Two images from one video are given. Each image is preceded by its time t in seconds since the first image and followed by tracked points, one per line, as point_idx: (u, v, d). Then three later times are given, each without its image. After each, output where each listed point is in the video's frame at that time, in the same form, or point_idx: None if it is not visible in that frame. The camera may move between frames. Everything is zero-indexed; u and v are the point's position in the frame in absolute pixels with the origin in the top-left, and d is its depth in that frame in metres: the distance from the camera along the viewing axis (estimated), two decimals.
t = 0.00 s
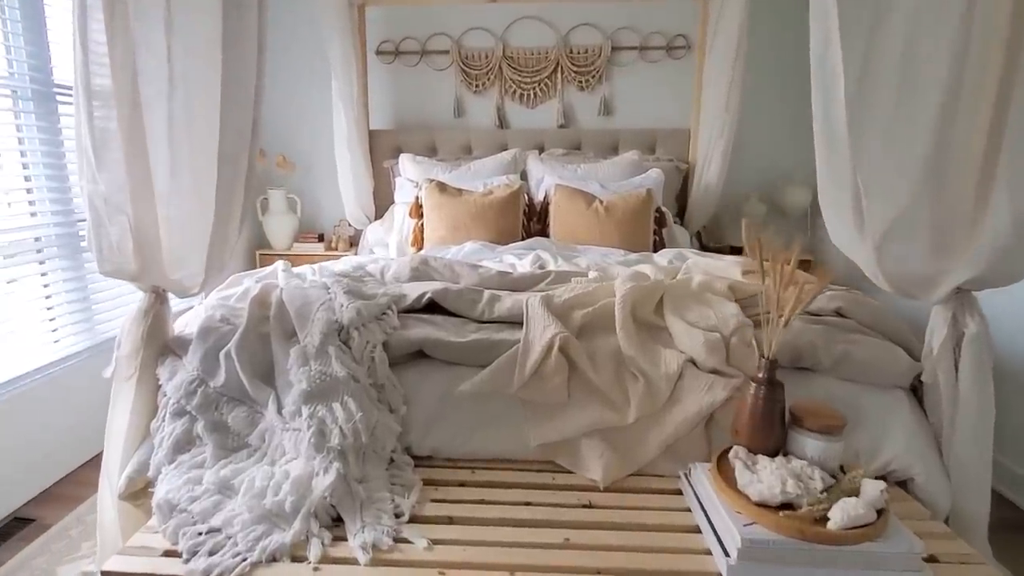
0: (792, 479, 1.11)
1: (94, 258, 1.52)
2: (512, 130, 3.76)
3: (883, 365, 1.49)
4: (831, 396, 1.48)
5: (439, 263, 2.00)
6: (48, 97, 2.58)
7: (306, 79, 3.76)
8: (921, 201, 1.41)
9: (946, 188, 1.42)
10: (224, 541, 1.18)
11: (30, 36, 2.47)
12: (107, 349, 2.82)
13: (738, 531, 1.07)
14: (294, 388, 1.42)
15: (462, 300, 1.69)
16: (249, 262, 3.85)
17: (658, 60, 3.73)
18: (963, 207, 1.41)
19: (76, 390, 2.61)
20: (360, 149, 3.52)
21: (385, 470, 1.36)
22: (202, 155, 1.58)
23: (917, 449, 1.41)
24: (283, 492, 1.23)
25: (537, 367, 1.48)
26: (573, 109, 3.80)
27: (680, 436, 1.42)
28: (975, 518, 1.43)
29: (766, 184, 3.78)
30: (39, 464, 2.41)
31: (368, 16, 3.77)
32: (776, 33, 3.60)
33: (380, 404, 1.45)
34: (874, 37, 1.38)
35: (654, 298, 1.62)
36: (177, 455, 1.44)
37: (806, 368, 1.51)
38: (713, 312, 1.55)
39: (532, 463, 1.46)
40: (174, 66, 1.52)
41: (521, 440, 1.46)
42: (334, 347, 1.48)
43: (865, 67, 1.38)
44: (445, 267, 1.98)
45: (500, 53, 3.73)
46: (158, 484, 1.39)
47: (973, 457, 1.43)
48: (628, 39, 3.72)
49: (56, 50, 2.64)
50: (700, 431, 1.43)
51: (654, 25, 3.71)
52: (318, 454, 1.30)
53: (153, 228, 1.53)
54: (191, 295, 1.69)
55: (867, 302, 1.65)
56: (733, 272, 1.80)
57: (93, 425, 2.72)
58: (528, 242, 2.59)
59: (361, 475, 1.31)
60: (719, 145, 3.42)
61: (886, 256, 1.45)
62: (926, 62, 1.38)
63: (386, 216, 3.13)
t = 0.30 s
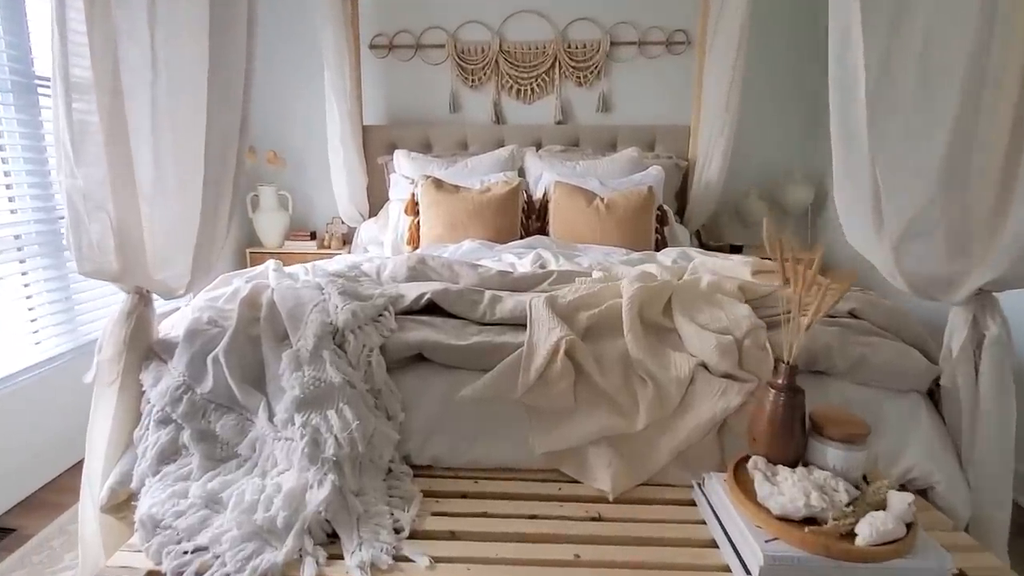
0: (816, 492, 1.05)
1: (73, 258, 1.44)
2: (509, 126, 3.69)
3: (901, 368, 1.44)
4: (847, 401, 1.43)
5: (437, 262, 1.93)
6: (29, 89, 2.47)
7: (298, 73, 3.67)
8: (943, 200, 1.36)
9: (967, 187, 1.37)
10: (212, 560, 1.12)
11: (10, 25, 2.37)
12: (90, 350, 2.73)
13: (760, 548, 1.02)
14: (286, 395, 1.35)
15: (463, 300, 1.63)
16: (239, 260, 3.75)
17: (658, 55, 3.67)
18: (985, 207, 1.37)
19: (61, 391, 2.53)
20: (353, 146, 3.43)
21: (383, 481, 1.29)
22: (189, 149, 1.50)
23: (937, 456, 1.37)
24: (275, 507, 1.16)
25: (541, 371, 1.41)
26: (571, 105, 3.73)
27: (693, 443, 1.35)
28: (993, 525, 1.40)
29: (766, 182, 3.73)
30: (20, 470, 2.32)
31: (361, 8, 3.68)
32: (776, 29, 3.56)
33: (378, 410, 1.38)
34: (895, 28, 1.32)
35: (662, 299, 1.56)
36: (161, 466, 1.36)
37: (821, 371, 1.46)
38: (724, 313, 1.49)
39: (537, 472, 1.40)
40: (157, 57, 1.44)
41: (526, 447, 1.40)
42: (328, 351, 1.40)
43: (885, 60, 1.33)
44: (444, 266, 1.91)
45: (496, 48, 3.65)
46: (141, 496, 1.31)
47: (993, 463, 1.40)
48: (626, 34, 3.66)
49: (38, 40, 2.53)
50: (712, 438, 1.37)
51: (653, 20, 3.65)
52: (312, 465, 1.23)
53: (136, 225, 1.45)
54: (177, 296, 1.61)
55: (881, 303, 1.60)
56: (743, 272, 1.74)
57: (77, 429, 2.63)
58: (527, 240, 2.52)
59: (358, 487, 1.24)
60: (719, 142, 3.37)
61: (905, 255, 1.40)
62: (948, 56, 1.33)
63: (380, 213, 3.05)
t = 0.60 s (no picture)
0: (836, 509, 1.00)
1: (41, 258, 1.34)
2: (503, 123, 3.62)
3: (913, 374, 1.39)
4: (859, 409, 1.38)
5: (431, 262, 1.86)
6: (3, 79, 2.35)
7: (286, 67, 3.57)
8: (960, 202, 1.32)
9: (981, 188, 1.33)
10: None
11: None
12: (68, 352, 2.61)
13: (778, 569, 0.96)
14: (270, 404, 1.27)
15: (458, 302, 1.56)
16: (225, 259, 3.63)
17: (654, 53, 3.61)
18: (1002, 209, 1.33)
19: (39, 395, 2.42)
20: (344, 142, 3.36)
21: (373, 495, 1.22)
22: (168, 143, 1.41)
23: (951, 466, 1.32)
24: (257, 526, 1.09)
25: (541, 377, 1.35)
26: (566, 102, 3.66)
27: (700, 453, 1.29)
28: (1007, 534, 1.37)
29: (762, 182, 3.70)
30: None
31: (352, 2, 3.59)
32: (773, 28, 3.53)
33: (368, 419, 1.30)
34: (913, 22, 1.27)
35: (666, 302, 1.49)
36: (136, 480, 1.27)
37: (830, 377, 1.41)
38: (731, 317, 1.43)
39: (537, 484, 1.33)
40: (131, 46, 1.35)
41: (525, 458, 1.33)
42: (315, 357, 1.32)
43: (903, 55, 1.28)
44: (437, 266, 1.84)
45: (490, 43, 3.58)
46: (114, 513, 1.23)
47: (1006, 471, 1.37)
48: (622, 31, 3.60)
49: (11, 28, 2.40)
50: (720, 448, 1.31)
51: (650, 17, 3.59)
52: (297, 479, 1.16)
53: (111, 223, 1.36)
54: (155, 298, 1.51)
55: (890, 306, 1.56)
56: (747, 274, 1.68)
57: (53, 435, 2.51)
58: (523, 240, 2.45)
59: (347, 502, 1.16)
60: (717, 141, 3.33)
61: (921, 260, 1.35)
62: (965, 53, 1.28)
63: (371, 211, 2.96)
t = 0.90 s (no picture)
0: (856, 526, 0.93)
1: None
2: (497, 119, 3.53)
3: (928, 378, 1.33)
4: (871, 415, 1.32)
5: (421, 261, 1.77)
6: None
7: (273, 60, 3.47)
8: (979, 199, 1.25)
9: (999, 185, 1.27)
10: None
11: None
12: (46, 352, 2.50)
13: None
14: (247, 412, 1.19)
15: (450, 303, 1.48)
16: (210, 258, 3.53)
17: (651, 48, 3.54)
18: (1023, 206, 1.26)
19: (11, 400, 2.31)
20: (334, 138, 3.27)
21: (358, 510, 1.14)
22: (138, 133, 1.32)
23: (969, 476, 1.26)
24: (230, 547, 1.01)
25: (538, 383, 1.28)
26: (561, 98, 3.59)
27: (706, 464, 1.22)
28: None
29: (760, 179, 3.64)
30: None
31: None
32: (772, 24, 3.47)
33: (353, 428, 1.22)
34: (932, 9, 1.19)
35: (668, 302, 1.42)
36: (102, 495, 1.19)
37: (842, 382, 1.34)
38: (737, 318, 1.36)
39: (533, 496, 1.25)
40: (96, 31, 1.26)
41: (521, 469, 1.25)
42: (297, 362, 1.24)
43: (921, 43, 1.20)
44: (428, 265, 1.76)
45: (484, 37, 3.49)
46: (77, 530, 1.14)
47: None
48: (619, 25, 3.52)
49: None
50: (727, 458, 1.23)
51: (647, 11, 3.52)
52: (274, 495, 1.08)
53: (73, 220, 1.26)
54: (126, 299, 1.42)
55: (901, 307, 1.49)
56: (752, 273, 1.61)
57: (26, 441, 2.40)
58: (518, 238, 2.37)
59: (329, 520, 1.08)
60: (716, 138, 3.26)
61: (938, 260, 1.28)
62: (988, 40, 1.21)
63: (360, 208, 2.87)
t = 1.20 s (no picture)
0: (875, 553, 0.85)
1: None
2: (491, 114, 3.44)
3: (945, 388, 1.25)
4: (883, 427, 1.24)
5: (408, 260, 1.68)
6: None
7: (261, 52, 3.37)
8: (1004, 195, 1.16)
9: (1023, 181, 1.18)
10: None
11: None
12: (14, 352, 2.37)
13: None
14: (212, 425, 1.09)
15: (436, 305, 1.39)
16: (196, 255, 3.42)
17: (648, 42, 3.46)
18: None
19: None
20: (323, 133, 3.17)
21: (332, 531, 1.05)
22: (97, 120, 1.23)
23: (988, 492, 1.18)
24: None
25: (529, 392, 1.19)
26: (557, 93, 3.50)
27: (708, 480, 1.14)
28: None
29: (760, 177, 3.56)
30: None
31: None
32: (773, 18, 3.39)
33: (328, 442, 1.13)
34: None
35: (667, 306, 1.34)
36: (54, 514, 1.10)
37: (853, 391, 1.25)
38: (741, 322, 1.28)
39: (525, 515, 1.17)
40: (48, 9, 1.16)
41: (511, 485, 1.16)
42: (268, 369, 1.14)
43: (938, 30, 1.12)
44: (415, 265, 1.67)
45: (478, 29, 3.40)
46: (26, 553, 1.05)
47: None
48: (617, 19, 3.43)
49: None
50: (731, 474, 1.15)
51: (645, 4, 3.43)
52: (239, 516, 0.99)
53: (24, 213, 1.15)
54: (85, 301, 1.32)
55: (915, 311, 1.41)
56: (756, 275, 1.53)
57: None
58: (511, 236, 2.28)
59: (298, 543, 1.00)
60: (716, 135, 3.18)
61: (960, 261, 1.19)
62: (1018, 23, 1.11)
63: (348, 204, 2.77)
